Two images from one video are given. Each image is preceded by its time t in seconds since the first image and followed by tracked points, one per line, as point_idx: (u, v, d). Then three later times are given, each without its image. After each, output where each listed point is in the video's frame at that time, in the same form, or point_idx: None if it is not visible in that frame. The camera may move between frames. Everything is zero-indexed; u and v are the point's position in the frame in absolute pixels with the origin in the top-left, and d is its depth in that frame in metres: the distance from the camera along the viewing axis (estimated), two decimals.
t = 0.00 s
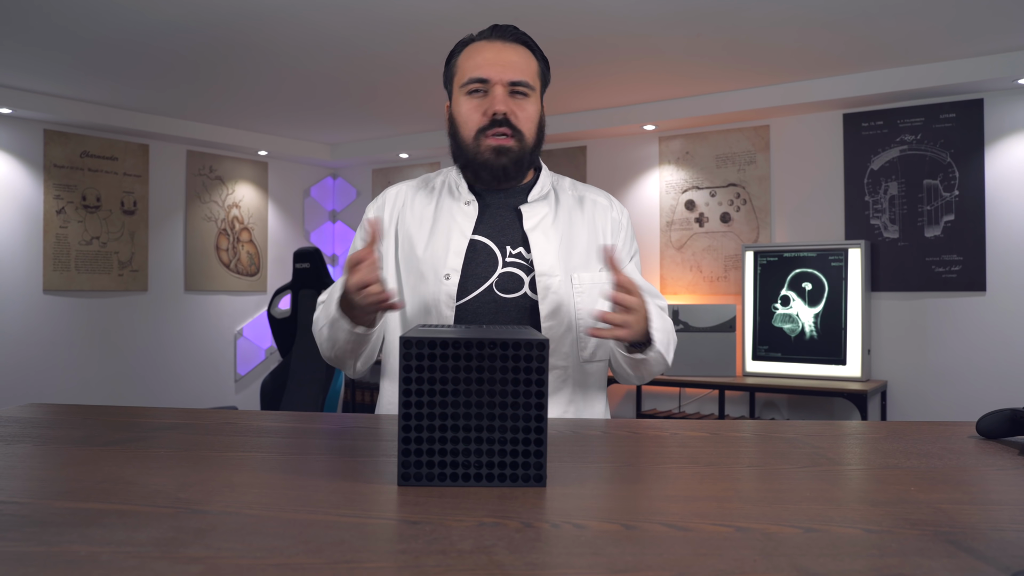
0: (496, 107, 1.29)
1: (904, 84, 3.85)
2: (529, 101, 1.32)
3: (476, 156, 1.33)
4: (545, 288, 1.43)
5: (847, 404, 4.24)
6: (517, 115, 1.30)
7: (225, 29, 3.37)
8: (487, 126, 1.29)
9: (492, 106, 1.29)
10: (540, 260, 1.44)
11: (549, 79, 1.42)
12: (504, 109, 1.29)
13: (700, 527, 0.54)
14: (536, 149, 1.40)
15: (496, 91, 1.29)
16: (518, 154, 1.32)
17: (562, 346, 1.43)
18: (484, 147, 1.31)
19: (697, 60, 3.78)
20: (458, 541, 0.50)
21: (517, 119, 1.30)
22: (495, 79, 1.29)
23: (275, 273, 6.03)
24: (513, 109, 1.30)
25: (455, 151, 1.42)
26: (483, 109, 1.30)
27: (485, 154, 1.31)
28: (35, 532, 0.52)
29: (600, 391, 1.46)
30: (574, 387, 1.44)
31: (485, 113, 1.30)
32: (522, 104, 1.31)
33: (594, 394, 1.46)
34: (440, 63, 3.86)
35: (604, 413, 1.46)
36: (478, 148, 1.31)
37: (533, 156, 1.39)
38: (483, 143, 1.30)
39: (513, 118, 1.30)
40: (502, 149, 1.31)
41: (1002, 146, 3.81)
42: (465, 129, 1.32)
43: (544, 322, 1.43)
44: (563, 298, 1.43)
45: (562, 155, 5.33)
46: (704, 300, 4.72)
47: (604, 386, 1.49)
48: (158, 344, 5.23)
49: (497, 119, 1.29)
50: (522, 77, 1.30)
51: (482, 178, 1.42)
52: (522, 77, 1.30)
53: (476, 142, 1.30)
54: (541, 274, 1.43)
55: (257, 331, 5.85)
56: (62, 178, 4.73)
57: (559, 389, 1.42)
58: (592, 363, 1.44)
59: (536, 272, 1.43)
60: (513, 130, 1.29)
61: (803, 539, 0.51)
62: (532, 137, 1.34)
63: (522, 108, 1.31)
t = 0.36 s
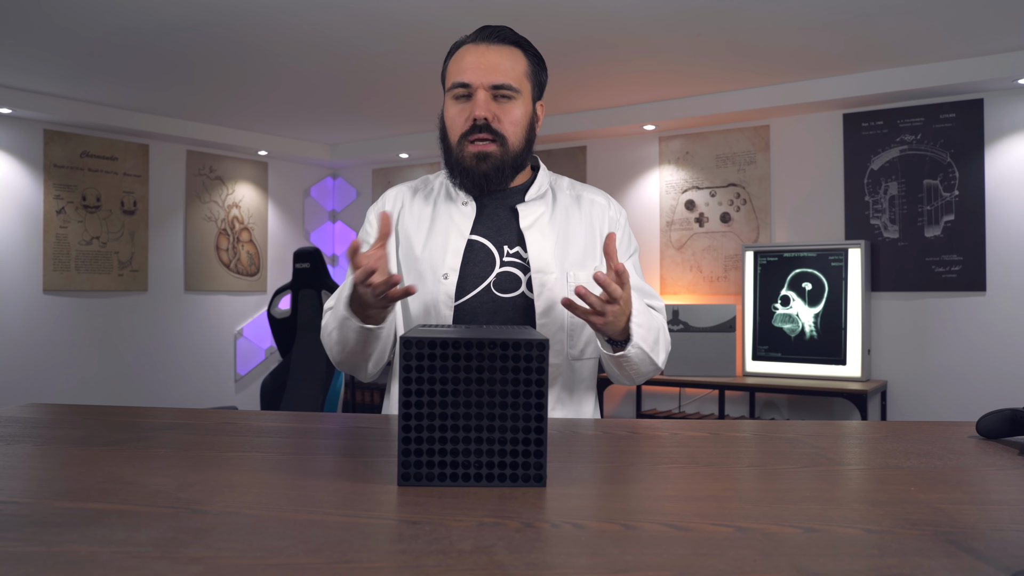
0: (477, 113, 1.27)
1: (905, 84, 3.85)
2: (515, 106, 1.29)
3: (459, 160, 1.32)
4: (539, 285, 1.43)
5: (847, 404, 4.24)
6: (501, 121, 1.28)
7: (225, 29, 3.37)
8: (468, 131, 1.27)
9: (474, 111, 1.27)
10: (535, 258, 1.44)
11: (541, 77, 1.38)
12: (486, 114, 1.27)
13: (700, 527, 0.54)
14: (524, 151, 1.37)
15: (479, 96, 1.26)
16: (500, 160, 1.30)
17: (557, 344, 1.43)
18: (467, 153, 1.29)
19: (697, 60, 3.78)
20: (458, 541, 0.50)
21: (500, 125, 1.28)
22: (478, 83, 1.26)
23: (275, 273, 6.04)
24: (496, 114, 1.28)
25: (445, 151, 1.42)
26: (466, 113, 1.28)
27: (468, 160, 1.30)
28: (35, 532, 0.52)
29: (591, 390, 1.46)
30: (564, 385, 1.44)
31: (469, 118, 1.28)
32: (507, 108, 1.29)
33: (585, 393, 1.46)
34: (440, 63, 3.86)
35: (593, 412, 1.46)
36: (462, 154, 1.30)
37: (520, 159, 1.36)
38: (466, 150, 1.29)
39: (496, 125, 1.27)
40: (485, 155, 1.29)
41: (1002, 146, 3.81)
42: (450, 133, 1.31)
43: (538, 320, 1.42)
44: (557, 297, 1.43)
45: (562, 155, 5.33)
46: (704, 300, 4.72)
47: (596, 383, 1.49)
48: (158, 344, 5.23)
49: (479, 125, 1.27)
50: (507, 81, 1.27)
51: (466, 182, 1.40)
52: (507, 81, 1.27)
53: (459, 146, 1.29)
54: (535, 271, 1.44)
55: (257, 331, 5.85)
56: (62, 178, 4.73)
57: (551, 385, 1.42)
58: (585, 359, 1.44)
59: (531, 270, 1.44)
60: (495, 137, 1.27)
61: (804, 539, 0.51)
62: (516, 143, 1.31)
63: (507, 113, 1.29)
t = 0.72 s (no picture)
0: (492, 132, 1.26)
1: (905, 84, 3.85)
2: (529, 125, 1.28)
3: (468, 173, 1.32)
4: (540, 289, 1.43)
5: (847, 404, 4.24)
6: (515, 141, 1.28)
7: (225, 29, 3.37)
8: (481, 149, 1.27)
9: (489, 130, 1.25)
10: (536, 262, 1.44)
11: (556, 89, 1.36)
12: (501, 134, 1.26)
13: (699, 527, 0.54)
14: (530, 164, 1.37)
15: (495, 113, 1.24)
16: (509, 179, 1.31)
17: (557, 347, 1.43)
18: (475, 167, 1.29)
19: (697, 60, 3.78)
20: (457, 541, 0.50)
21: (513, 145, 1.28)
22: (496, 101, 1.24)
23: (275, 274, 6.03)
24: (511, 133, 1.27)
25: (451, 150, 1.41)
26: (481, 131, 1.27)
27: (476, 173, 1.30)
28: (34, 532, 0.52)
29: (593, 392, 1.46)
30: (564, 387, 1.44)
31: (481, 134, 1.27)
32: (520, 127, 1.28)
33: (586, 395, 1.46)
34: (440, 63, 3.86)
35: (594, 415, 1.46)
36: (470, 166, 1.30)
37: (525, 173, 1.37)
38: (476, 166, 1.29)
39: (509, 146, 1.27)
40: (493, 171, 1.29)
41: (1002, 146, 3.81)
42: (461, 143, 1.30)
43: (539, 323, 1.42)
44: (557, 301, 1.44)
45: (562, 155, 5.33)
46: (704, 300, 4.72)
47: (597, 385, 1.48)
48: (158, 344, 5.23)
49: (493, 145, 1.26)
50: (524, 101, 1.25)
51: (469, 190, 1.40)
52: (524, 101, 1.25)
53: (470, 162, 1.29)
54: (536, 275, 1.43)
55: (257, 331, 5.84)
56: (62, 177, 4.73)
57: (552, 388, 1.42)
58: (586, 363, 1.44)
59: (531, 274, 1.43)
60: (506, 157, 1.26)
61: (803, 539, 0.51)
62: (525, 162, 1.32)
63: (520, 132, 1.28)
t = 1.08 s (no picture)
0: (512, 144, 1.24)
1: (905, 84, 3.85)
2: (547, 139, 1.28)
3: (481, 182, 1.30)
4: (554, 297, 1.41)
5: (847, 404, 4.24)
6: (532, 154, 1.27)
7: (225, 29, 3.37)
8: (499, 159, 1.25)
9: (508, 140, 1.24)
10: (550, 269, 1.42)
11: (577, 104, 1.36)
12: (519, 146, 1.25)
13: (700, 528, 0.54)
14: (543, 179, 1.36)
15: (515, 126, 1.23)
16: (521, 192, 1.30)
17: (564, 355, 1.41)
18: (488, 177, 1.28)
19: (697, 60, 3.78)
20: (457, 541, 0.50)
21: (530, 159, 1.27)
22: (518, 114, 1.22)
23: (276, 274, 6.04)
24: (529, 147, 1.26)
25: (465, 156, 1.39)
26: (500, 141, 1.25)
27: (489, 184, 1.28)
28: (34, 532, 0.52)
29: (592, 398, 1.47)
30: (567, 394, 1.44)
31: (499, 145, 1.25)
32: (538, 140, 1.27)
33: (586, 400, 1.46)
34: (440, 63, 3.86)
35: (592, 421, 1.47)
36: (484, 176, 1.28)
37: (537, 187, 1.36)
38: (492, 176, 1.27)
39: (526, 159, 1.26)
40: (506, 183, 1.28)
41: (1002, 146, 3.81)
42: (478, 151, 1.28)
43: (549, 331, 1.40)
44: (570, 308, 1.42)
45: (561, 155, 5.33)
46: (704, 300, 4.72)
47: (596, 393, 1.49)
48: (158, 344, 5.23)
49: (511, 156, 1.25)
50: (546, 116, 1.24)
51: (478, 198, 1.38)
52: (546, 116, 1.25)
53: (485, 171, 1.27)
54: (550, 282, 1.41)
55: (257, 331, 5.84)
56: (62, 178, 4.72)
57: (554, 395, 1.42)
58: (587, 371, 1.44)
59: (545, 280, 1.42)
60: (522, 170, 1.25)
61: (803, 539, 0.51)
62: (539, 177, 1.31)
63: (537, 146, 1.27)
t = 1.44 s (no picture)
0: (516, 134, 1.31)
1: (905, 84, 3.85)
2: (555, 130, 1.33)
3: (486, 171, 1.36)
4: (558, 302, 1.43)
5: (847, 404, 4.25)
6: (536, 145, 1.33)
7: (224, 30, 3.37)
8: (503, 149, 1.32)
9: (514, 132, 1.30)
10: (554, 275, 1.45)
11: (587, 99, 1.39)
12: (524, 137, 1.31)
13: (700, 527, 0.54)
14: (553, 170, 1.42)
15: (522, 117, 1.29)
16: (526, 180, 1.36)
17: (571, 361, 1.43)
18: (495, 168, 1.34)
19: (697, 60, 3.78)
20: (458, 541, 0.50)
21: (534, 149, 1.33)
22: (525, 105, 1.28)
23: (276, 274, 6.04)
24: (534, 137, 1.32)
25: (471, 146, 1.45)
26: (505, 131, 1.32)
27: (496, 174, 1.35)
28: (34, 532, 0.52)
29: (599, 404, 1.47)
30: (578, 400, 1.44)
31: (507, 135, 1.32)
32: (546, 131, 1.32)
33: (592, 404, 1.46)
34: (440, 63, 3.86)
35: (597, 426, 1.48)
36: (490, 166, 1.34)
37: (546, 179, 1.42)
38: (496, 165, 1.33)
39: (530, 149, 1.32)
40: (513, 174, 1.34)
41: (1002, 146, 3.81)
42: (486, 141, 1.35)
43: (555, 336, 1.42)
44: (575, 314, 1.43)
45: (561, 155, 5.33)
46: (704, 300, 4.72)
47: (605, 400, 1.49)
48: (158, 344, 5.22)
49: (515, 147, 1.31)
50: (553, 106, 1.29)
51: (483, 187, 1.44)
52: (553, 106, 1.29)
53: (489, 160, 1.34)
54: (553, 288, 1.44)
55: (258, 331, 5.84)
56: (62, 178, 4.73)
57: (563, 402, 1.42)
58: (595, 377, 1.45)
59: (549, 285, 1.44)
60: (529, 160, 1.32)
61: (803, 539, 0.51)
62: (545, 166, 1.37)
63: (545, 136, 1.33)
